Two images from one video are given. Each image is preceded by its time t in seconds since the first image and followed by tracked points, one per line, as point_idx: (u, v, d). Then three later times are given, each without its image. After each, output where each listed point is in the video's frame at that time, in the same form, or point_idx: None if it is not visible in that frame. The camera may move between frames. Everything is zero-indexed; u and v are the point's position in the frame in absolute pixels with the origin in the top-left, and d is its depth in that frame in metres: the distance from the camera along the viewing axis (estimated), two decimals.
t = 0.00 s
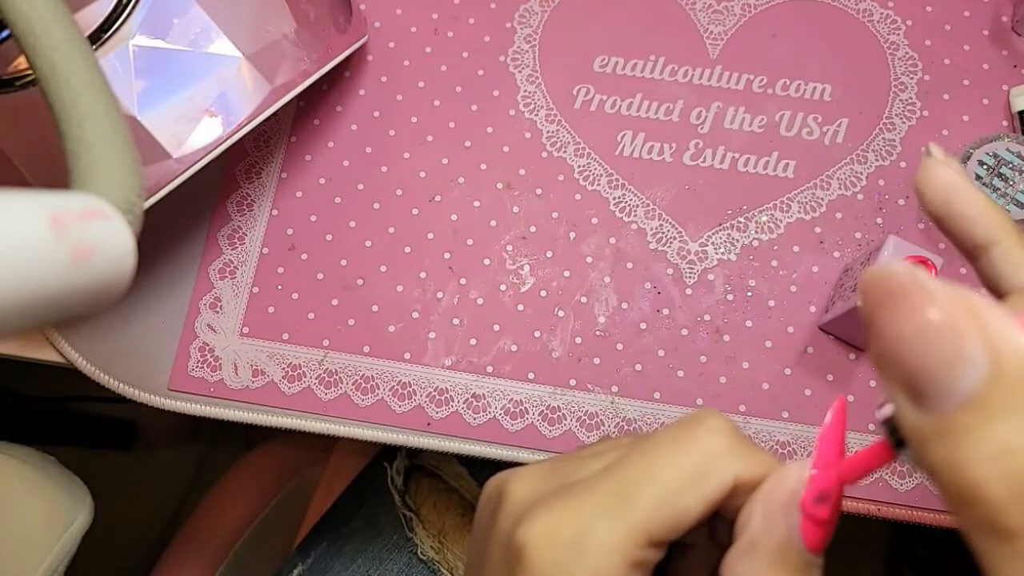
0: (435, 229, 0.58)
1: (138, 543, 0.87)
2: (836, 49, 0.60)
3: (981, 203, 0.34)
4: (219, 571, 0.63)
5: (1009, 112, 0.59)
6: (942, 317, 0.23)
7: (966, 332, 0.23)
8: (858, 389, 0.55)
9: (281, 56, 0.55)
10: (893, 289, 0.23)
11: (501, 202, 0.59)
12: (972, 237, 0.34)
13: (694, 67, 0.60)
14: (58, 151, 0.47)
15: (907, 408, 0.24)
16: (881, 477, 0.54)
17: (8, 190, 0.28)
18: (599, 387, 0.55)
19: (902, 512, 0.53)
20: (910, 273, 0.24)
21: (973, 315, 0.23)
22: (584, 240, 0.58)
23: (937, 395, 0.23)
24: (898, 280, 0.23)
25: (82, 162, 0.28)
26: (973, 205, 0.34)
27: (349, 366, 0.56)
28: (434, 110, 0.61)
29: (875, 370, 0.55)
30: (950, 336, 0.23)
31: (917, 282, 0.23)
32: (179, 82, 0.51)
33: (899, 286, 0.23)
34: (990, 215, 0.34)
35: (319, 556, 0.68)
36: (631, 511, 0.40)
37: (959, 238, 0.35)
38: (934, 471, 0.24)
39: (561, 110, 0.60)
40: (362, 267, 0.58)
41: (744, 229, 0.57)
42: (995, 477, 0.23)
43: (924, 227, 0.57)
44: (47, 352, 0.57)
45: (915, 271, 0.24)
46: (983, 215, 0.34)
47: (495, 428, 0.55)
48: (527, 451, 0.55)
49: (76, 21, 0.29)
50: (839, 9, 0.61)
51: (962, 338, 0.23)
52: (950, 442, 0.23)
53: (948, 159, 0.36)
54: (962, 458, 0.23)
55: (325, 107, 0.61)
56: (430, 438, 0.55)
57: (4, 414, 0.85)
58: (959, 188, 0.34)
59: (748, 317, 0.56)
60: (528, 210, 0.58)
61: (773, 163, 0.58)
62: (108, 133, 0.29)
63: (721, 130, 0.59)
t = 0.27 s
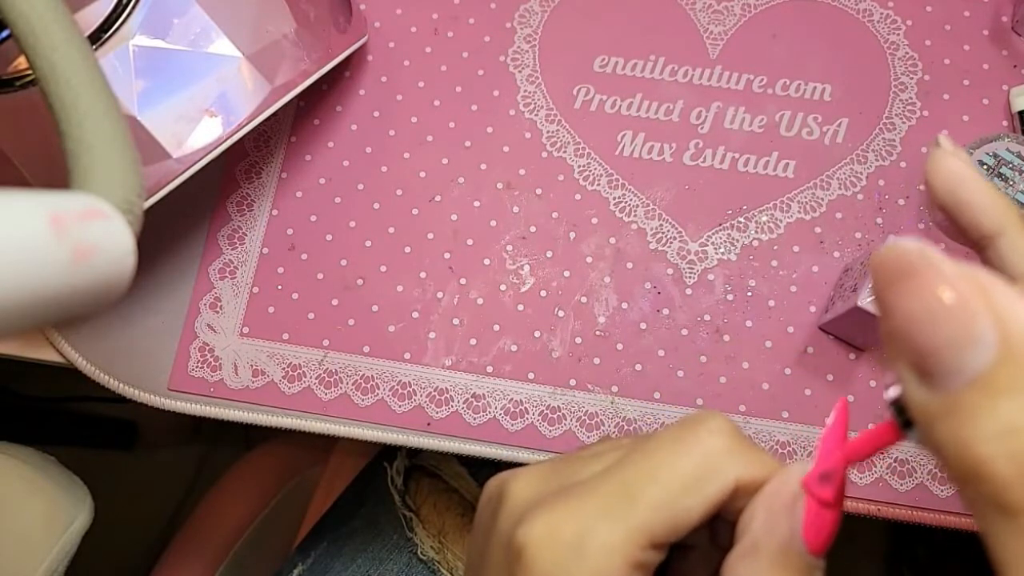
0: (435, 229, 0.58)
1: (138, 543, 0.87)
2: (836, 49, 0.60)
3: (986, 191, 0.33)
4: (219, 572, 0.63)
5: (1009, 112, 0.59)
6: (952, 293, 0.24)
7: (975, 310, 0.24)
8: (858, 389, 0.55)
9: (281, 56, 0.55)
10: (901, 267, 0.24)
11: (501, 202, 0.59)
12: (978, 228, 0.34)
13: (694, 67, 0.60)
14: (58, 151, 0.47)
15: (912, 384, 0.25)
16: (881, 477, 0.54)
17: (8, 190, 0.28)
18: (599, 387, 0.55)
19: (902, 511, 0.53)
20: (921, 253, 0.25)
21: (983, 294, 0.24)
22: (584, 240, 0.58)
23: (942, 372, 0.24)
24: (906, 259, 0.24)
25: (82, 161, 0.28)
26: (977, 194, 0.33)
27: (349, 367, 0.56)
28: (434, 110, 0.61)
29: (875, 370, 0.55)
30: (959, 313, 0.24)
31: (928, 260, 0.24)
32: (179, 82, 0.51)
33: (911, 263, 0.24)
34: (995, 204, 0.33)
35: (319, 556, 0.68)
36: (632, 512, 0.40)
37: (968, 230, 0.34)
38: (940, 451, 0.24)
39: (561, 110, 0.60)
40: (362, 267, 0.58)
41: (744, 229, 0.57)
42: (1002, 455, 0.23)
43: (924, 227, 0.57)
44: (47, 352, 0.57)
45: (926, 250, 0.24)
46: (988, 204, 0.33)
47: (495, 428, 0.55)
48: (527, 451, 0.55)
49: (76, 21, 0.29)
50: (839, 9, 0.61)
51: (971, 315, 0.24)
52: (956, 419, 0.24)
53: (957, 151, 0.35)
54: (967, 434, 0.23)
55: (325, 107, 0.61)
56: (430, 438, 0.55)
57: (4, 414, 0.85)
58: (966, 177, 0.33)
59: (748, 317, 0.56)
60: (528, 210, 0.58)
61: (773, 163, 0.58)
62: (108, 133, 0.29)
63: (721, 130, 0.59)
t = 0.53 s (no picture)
0: (435, 229, 0.58)
1: (138, 543, 0.87)
2: (836, 49, 0.60)
3: (1003, 173, 0.31)
4: (219, 572, 0.63)
5: (1009, 112, 0.59)
6: (972, 266, 0.23)
7: (994, 284, 0.23)
8: (858, 389, 0.55)
9: (281, 56, 0.55)
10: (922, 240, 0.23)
11: (501, 202, 0.59)
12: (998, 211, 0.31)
13: (694, 67, 0.60)
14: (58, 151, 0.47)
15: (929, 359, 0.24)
16: (881, 477, 0.54)
17: (8, 189, 0.28)
18: (599, 387, 0.55)
19: (902, 512, 0.53)
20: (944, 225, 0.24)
21: (999, 265, 0.23)
22: (584, 240, 0.58)
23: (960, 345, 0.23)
24: (926, 233, 0.23)
25: (82, 161, 0.28)
26: (994, 177, 0.31)
27: (349, 367, 0.56)
28: (434, 110, 0.61)
29: (874, 370, 0.55)
30: (977, 284, 0.23)
31: (947, 231, 0.23)
32: (179, 82, 0.51)
33: (930, 234, 0.23)
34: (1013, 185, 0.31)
35: (319, 556, 0.68)
36: (635, 516, 0.40)
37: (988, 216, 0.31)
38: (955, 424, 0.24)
39: (561, 110, 0.60)
40: (362, 267, 0.58)
41: (744, 229, 0.57)
42: (1015, 427, 0.23)
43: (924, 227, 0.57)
44: (47, 352, 0.57)
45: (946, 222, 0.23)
46: (1005, 185, 0.31)
47: (495, 428, 0.55)
48: (527, 451, 0.55)
49: (76, 21, 0.29)
50: (839, 9, 0.61)
51: (991, 287, 0.23)
52: (970, 390, 0.23)
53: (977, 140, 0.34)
54: (982, 406, 0.23)
55: (325, 107, 0.61)
56: (430, 438, 0.55)
57: (3, 414, 0.85)
58: (982, 161, 0.31)
59: (748, 317, 0.56)
60: (528, 210, 0.58)
61: (773, 163, 0.58)
62: (108, 133, 0.29)
63: (721, 130, 0.59)
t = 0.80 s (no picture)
0: (435, 229, 0.58)
1: (138, 543, 0.87)
2: (836, 49, 0.60)
3: None
4: (219, 572, 0.63)
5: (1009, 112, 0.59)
6: None
7: None
8: (858, 389, 0.55)
9: (281, 56, 0.55)
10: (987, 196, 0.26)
11: (501, 202, 0.59)
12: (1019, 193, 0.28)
13: (694, 67, 0.60)
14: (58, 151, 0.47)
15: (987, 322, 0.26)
16: (881, 477, 0.54)
17: (9, 190, 0.28)
18: (599, 388, 0.55)
19: (902, 512, 0.53)
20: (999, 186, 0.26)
21: None
22: (584, 240, 0.58)
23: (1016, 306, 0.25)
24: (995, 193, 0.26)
25: (82, 161, 0.28)
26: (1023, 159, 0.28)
27: (349, 366, 0.56)
28: (434, 110, 0.61)
29: (874, 370, 0.55)
30: None
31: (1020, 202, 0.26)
32: (179, 82, 0.51)
33: (1001, 203, 0.26)
34: None
35: (319, 556, 0.68)
36: (637, 518, 0.40)
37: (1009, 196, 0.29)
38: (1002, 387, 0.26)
39: (561, 110, 0.60)
40: (362, 267, 0.58)
41: (744, 229, 0.57)
42: None
43: (924, 227, 0.57)
44: (47, 352, 0.57)
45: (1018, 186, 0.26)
46: None
47: (495, 428, 0.55)
48: (527, 451, 0.55)
49: (76, 22, 0.29)
50: (839, 9, 0.61)
51: None
52: None
53: (1008, 118, 0.30)
54: None
55: (325, 107, 0.61)
56: (430, 438, 0.55)
57: (4, 414, 0.85)
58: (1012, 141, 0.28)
59: (748, 317, 0.56)
60: (528, 210, 0.58)
61: (773, 163, 0.58)
62: (108, 133, 0.29)
63: (721, 130, 0.59)
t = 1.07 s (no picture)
0: (435, 229, 0.58)
1: (138, 542, 0.87)
2: (836, 49, 0.60)
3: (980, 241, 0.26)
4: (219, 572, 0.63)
5: (1009, 112, 0.59)
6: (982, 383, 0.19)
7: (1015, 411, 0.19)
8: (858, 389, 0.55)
9: (281, 56, 0.55)
10: None
11: (501, 202, 0.59)
12: None
13: (694, 67, 0.60)
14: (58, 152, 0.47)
15: None
16: (881, 477, 0.54)
17: (8, 189, 0.28)
18: (599, 388, 0.55)
19: (902, 511, 0.53)
20: None
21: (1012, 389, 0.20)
22: (584, 240, 0.58)
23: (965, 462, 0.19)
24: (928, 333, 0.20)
25: (82, 162, 0.28)
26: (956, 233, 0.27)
27: (349, 367, 0.56)
28: (434, 110, 0.61)
29: (874, 370, 0.55)
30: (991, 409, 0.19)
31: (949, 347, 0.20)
32: (179, 81, 0.51)
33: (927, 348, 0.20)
34: None
35: (319, 556, 0.68)
36: (628, 480, 0.40)
37: None
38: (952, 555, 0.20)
39: (561, 110, 0.60)
40: (362, 267, 0.58)
41: (744, 229, 0.57)
42: None
43: (924, 227, 0.57)
44: (47, 352, 0.57)
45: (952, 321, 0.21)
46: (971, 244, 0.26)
47: (495, 428, 0.55)
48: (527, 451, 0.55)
49: (77, 22, 0.29)
50: (839, 9, 0.61)
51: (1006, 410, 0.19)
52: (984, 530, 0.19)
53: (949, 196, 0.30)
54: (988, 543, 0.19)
55: (325, 107, 0.61)
56: (430, 438, 0.55)
57: (4, 414, 0.85)
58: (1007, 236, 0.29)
59: (748, 317, 0.56)
60: (528, 210, 0.58)
61: (773, 163, 0.58)
62: (108, 133, 0.29)
63: (721, 130, 0.59)
